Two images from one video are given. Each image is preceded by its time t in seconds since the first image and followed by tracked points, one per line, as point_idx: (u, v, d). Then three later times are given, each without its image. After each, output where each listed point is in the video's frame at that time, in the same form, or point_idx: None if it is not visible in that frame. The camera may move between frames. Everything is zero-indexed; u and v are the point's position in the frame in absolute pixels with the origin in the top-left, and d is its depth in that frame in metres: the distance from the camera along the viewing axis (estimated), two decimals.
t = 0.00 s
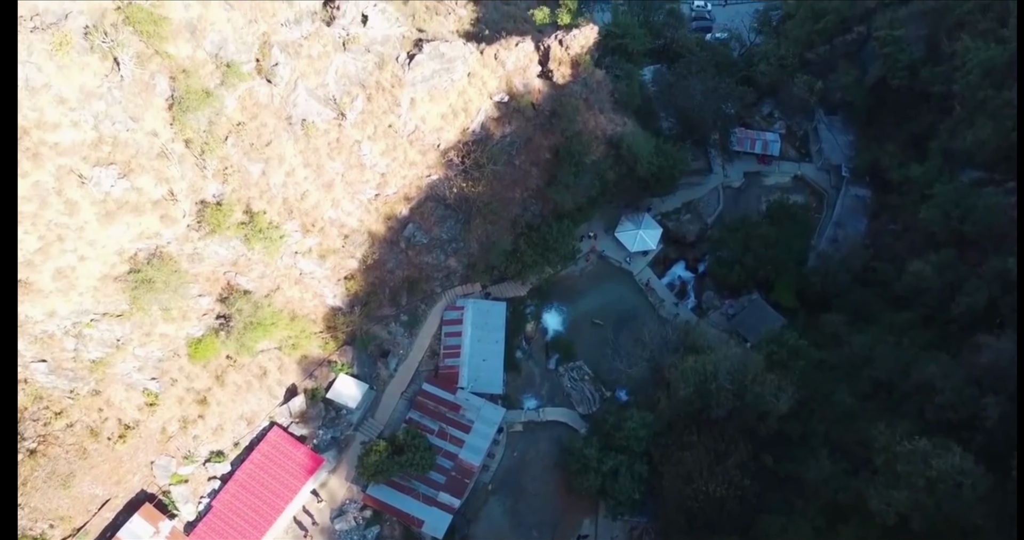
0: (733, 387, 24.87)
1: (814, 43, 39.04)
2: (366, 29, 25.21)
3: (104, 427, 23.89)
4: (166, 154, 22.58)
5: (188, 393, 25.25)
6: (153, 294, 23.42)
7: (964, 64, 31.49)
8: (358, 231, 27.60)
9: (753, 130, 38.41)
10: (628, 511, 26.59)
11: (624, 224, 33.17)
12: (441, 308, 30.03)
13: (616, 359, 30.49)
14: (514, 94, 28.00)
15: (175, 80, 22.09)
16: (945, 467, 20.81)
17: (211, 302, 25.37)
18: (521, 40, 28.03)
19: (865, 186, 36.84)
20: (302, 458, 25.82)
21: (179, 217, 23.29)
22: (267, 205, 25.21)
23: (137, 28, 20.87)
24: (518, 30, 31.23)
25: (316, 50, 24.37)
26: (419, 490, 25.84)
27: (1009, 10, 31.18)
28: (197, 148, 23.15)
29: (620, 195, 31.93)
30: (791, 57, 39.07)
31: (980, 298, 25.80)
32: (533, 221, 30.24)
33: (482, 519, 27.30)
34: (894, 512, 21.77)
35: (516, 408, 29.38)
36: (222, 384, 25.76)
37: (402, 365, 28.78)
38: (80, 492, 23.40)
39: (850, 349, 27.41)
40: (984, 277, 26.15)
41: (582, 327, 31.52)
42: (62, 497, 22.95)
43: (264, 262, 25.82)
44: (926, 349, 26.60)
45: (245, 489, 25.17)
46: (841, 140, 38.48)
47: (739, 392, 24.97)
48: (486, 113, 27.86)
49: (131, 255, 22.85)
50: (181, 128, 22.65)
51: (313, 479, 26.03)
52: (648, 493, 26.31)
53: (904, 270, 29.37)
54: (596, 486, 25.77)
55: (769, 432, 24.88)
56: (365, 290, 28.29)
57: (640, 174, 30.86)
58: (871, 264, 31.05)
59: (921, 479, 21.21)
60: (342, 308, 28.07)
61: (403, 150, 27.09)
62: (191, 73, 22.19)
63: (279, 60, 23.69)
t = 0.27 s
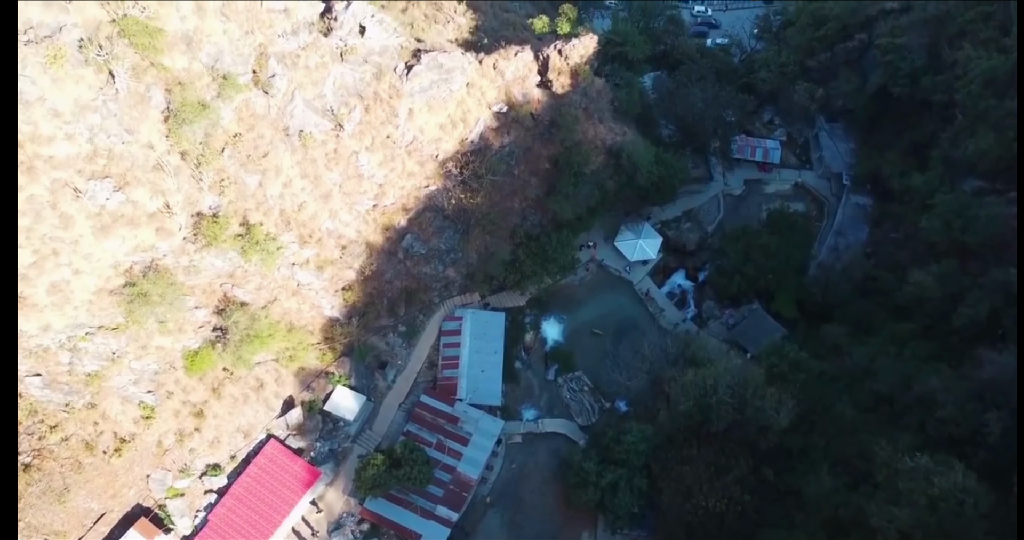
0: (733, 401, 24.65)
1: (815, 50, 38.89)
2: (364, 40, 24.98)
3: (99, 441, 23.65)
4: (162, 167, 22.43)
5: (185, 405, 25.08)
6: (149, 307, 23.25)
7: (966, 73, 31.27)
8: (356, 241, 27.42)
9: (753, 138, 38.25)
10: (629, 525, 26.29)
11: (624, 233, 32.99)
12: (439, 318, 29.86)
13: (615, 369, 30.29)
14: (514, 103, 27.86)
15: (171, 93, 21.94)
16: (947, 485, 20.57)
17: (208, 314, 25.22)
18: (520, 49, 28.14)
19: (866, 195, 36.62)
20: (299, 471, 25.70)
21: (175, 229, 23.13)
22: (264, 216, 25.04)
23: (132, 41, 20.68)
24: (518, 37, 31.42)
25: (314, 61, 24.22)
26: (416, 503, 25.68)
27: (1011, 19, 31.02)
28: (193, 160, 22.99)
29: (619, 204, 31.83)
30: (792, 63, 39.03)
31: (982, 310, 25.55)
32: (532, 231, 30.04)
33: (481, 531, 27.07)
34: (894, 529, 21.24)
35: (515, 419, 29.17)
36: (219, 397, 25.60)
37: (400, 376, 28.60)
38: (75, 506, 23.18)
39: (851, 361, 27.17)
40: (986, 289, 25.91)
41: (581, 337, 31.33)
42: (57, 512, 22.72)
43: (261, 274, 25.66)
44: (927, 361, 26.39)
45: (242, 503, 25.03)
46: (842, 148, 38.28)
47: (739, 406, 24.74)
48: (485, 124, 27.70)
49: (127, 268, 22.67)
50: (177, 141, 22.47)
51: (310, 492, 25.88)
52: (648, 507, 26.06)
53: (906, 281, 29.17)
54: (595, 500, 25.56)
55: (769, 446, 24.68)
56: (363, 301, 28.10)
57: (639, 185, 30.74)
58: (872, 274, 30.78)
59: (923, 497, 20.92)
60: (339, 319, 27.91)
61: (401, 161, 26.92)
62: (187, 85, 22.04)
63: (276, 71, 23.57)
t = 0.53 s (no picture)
0: (733, 419, 24.37)
1: (816, 59, 38.63)
2: (361, 54, 24.68)
3: (93, 458, 23.46)
4: (157, 184, 22.22)
5: (180, 422, 24.87)
6: (144, 324, 23.04)
7: (969, 84, 31.00)
8: (353, 255, 27.18)
9: (754, 147, 37.95)
10: None
11: (623, 245, 32.70)
12: (437, 332, 29.61)
13: (615, 383, 30.02)
14: (512, 116, 27.66)
15: (165, 109, 21.70)
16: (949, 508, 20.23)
17: (203, 330, 24.99)
18: (519, 61, 27.86)
19: (867, 205, 36.37)
20: (295, 488, 25.45)
21: (170, 246, 22.91)
22: (260, 231, 24.81)
23: (126, 57, 20.47)
24: (517, 45, 31.20)
25: (310, 75, 23.98)
26: (413, 521, 25.45)
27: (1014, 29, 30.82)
28: (188, 176, 22.77)
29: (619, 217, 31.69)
30: (793, 73, 38.72)
31: (985, 326, 25.25)
32: (531, 243, 29.84)
33: None
34: None
35: (514, 433, 28.91)
36: (214, 413, 25.37)
37: (398, 390, 28.37)
38: (69, 524, 22.97)
39: (852, 376, 26.86)
40: (989, 304, 25.59)
41: (581, 350, 31.08)
42: (49, 530, 22.50)
43: (257, 290, 25.43)
44: (929, 376, 26.14)
45: (237, 520, 24.81)
46: (843, 157, 37.99)
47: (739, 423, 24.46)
48: (484, 137, 27.43)
49: (121, 285, 22.45)
50: (172, 157, 22.25)
51: (306, 509, 25.63)
52: (648, 524, 25.75)
53: (907, 294, 28.90)
54: (594, 518, 25.24)
55: (769, 463, 24.57)
56: (360, 315, 27.87)
57: (639, 197, 30.51)
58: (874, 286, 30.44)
59: (925, 520, 20.60)
60: (337, 333, 27.68)
61: (398, 174, 26.69)
62: (181, 101, 21.82)
63: (272, 86, 23.33)
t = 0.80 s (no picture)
0: (732, 432, 24.16)
1: (814, 65, 38.53)
2: (355, 65, 24.43)
3: (87, 475, 23.28)
4: (149, 199, 22.02)
5: (174, 437, 24.66)
6: (137, 340, 22.82)
7: (967, 91, 30.90)
8: (348, 267, 27.00)
9: (752, 154, 37.70)
10: None
11: (620, 253, 32.44)
12: (434, 343, 29.42)
13: (613, 393, 29.82)
14: (508, 126, 27.52)
15: (157, 123, 21.50)
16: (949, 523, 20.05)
17: (197, 344, 24.79)
18: (515, 71, 27.62)
19: (865, 211, 36.17)
20: (291, 503, 25.29)
21: (163, 260, 22.72)
22: (254, 245, 24.62)
23: (117, 72, 20.24)
24: (512, 53, 31.05)
25: (304, 86, 23.78)
26: (411, 536, 25.28)
27: (1012, 35, 30.80)
28: (181, 191, 22.58)
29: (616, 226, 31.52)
30: (790, 78, 38.79)
31: (984, 336, 25.08)
32: (528, 253, 29.67)
33: None
34: None
35: (511, 445, 28.70)
36: (209, 428, 25.16)
37: (394, 402, 28.18)
38: None
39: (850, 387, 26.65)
40: (989, 313, 25.44)
41: (578, 359, 30.90)
42: None
43: (251, 304, 25.24)
44: (929, 386, 26.03)
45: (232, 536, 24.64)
46: (841, 163, 37.79)
47: (738, 436, 24.28)
48: (479, 147, 27.28)
49: (113, 301, 22.24)
50: (164, 171, 22.06)
51: (303, 524, 25.46)
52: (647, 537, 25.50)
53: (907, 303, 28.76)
54: (593, 532, 24.95)
55: (769, 474, 24.44)
56: (356, 327, 27.68)
57: (637, 206, 30.36)
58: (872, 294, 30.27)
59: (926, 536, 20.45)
60: (332, 346, 27.48)
61: (394, 186, 26.51)
62: (174, 115, 21.62)
63: (266, 98, 23.13)
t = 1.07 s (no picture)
0: (728, 447, 23.97)
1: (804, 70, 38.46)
2: (342, 82, 24.14)
3: (77, 501, 22.82)
4: (134, 222, 21.73)
5: (165, 460, 24.36)
6: (125, 364, 22.52)
7: (958, 96, 30.90)
8: (339, 284, 26.75)
9: (743, 160, 37.65)
10: None
11: (614, 264, 32.34)
12: (427, 358, 29.21)
13: (608, 405, 29.64)
14: (497, 140, 27.27)
15: (141, 145, 21.21)
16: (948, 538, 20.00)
17: (187, 366, 24.52)
18: (504, 83, 27.32)
19: (859, 216, 35.91)
20: (284, 525, 25.18)
21: (150, 283, 22.43)
22: (242, 264, 24.36)
23: (99, 95, 19.95)
24: (501, 63, 30.99)
25: (291, 104, 23.54)
26: None
27: (1001, 40, 30.89)
28: (166, 213, 22.31)
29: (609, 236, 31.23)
30: (780, 83, 38.64)
31: (980, 344, 24.97)
32: (520, 265, 29.47)
33: None
34: None
35: (507, 460, 28.50)
36: (200, 450, 24.87)
37: (388, 419, 27.98)
38: None
39: (846, 396, 26.55)
40: (984, 321, 25.37)
41: (573, 371, 30.72)
42: None
43: (241, 324, 24.99)
44: (925, 394, 25.95)
45: None
46: (834, 168, 37.53)
47: (734, 449, 24.10)
48: (469, 161, 27.11)
49: (100, 325, 21.95)
50: (150, 194, 21.78)
51: None
52: None
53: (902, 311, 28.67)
54: None
55: (767, 487, 24.06)
56: (347, 344, 27.40)
57: (629, 217, 30.19)
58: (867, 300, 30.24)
59: None
60: (324, 364, 27.24)
61: (383, 203, 26.28)
62: (158, 136, 21.35)
63: (251, 117, 22.88)
